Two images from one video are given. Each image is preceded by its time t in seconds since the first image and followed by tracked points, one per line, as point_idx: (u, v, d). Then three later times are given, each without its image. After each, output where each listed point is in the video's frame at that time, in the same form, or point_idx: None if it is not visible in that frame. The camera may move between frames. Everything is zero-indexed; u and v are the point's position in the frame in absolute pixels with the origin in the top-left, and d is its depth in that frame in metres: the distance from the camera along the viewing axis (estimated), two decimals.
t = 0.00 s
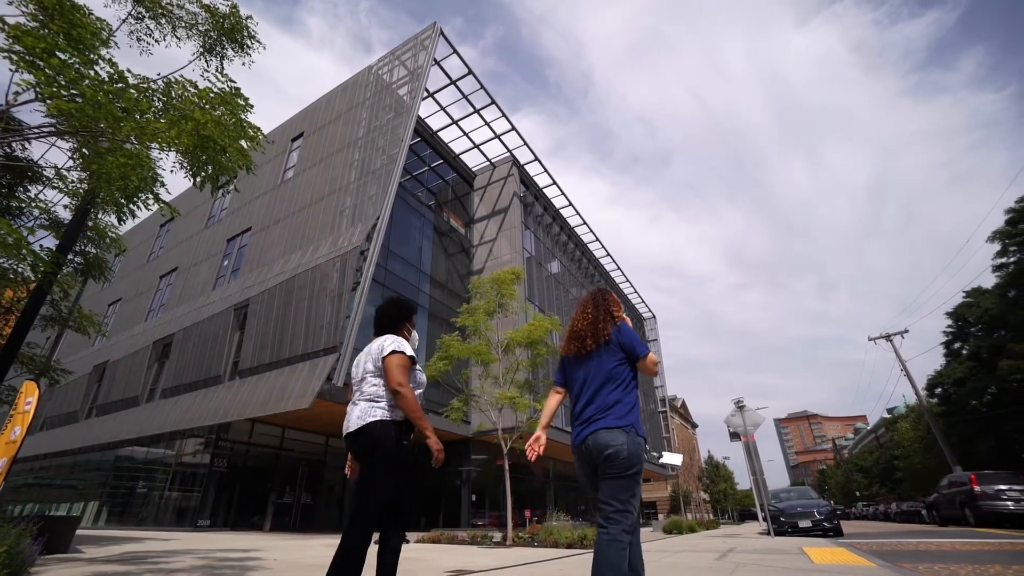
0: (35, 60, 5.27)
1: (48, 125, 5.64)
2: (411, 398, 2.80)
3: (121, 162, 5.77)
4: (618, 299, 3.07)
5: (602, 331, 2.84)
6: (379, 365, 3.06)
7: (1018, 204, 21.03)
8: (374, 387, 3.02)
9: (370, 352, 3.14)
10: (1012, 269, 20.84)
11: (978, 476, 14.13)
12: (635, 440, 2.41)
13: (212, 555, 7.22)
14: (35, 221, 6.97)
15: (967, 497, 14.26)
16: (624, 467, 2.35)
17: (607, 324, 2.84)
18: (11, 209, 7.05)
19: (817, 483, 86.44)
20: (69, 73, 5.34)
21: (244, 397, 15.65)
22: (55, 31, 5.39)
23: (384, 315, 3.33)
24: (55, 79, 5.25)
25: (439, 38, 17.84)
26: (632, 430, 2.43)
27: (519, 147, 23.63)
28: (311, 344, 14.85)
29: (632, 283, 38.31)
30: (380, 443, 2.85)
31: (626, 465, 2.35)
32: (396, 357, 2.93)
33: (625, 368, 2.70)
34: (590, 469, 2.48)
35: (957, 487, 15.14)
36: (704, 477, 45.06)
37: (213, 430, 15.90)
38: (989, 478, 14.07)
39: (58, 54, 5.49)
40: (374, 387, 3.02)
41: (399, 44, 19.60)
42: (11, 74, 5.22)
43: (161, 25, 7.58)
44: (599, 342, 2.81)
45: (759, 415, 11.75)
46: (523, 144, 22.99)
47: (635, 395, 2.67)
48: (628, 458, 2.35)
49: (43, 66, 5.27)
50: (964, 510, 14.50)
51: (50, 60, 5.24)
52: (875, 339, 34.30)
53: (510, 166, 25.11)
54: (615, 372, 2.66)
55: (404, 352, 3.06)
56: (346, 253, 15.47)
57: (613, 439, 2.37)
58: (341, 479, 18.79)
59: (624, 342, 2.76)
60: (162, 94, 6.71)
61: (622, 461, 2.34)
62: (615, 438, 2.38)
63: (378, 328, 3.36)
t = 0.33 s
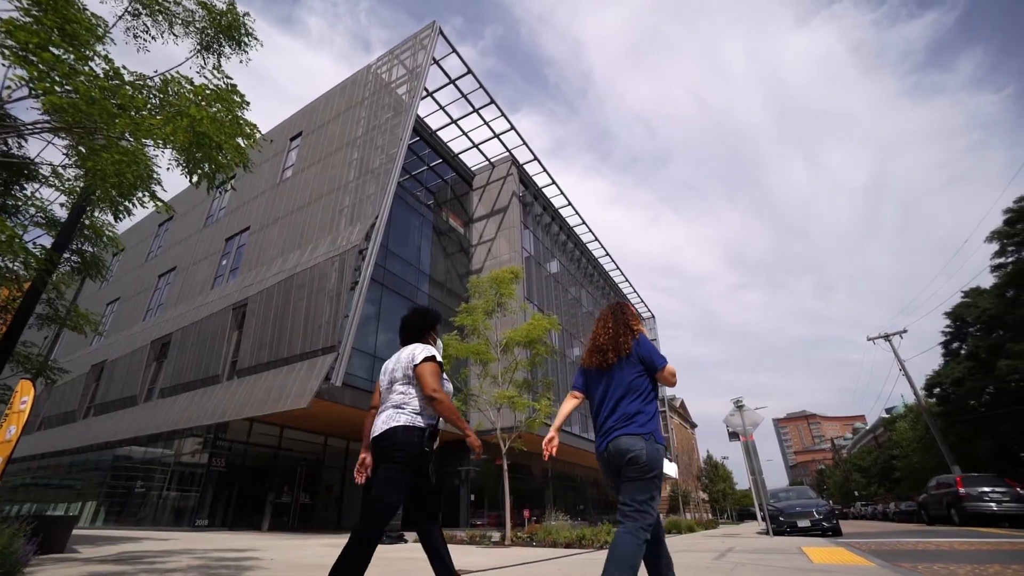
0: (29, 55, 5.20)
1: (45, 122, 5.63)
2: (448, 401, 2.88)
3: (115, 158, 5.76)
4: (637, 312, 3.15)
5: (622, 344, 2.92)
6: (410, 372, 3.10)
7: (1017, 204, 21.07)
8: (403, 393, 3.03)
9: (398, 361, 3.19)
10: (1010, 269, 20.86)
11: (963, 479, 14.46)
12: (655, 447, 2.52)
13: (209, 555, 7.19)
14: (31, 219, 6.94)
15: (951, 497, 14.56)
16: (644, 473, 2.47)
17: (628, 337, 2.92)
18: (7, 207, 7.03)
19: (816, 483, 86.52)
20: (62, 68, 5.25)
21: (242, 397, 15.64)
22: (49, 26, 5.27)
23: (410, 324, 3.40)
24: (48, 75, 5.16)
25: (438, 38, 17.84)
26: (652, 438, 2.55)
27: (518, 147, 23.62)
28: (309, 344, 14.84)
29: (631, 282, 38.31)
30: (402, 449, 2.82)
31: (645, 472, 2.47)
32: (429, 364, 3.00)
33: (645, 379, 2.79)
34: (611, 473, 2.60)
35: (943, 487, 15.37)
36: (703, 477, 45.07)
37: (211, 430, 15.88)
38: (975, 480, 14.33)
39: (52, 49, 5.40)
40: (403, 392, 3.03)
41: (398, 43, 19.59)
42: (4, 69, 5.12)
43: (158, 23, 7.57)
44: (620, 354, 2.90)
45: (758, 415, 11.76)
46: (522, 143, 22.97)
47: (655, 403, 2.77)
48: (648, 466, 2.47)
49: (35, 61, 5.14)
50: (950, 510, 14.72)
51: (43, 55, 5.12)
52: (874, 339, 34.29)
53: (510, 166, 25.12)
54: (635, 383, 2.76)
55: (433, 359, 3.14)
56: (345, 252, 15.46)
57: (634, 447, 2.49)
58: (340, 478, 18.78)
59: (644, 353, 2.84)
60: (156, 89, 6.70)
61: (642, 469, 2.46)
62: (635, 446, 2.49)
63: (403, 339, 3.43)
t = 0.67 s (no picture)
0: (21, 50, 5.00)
1: (40, 119, 5.62)
2: (472, 407, 2.89)
3: (110, 155, 5.74)
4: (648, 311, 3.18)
5: (637, 347, 2.95)
6: (440, 377, 3.13)
7: (1015, 204, 21.10)
8: (434, 399, 3.07)
9: (428, 365, 3.23)
10: (1009, 268, 20.89)
11: (949, 482, 14.58)
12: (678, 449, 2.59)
13: (206, 555, 7.18)
14: (27, 217, 6.91)
15: (938, 498, 14.66)
16: (671, 478, 2.53)
17: (642, 339, 2.96)
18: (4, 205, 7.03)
19: (815, 483, 86.56)
20: (54, 62, 5.10)
21: (241, 396, 15.61)
22: (42, 20, 5.18)
23: (435, 329, 3.43)
24: (41, 70, 5.01)
25: (437, 37, 17.83)
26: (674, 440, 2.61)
27: (517, 146, 23.61)
28: (308, 343, 14.81)
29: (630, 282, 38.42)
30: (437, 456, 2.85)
31: (672, 476, 2.53)
32: (455, 370, 3.02)
33: (661, 380, 2.84)
34: (636, 477, 2.67)
35: (931, 488, 15.46)
36: (701, 477, 45.07)
37: (210, 429, 15.88)
38: (961, 482, 14.49)
39: (47, 44, 5.34)
40: (435, 398, 3.06)
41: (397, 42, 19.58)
42: None
43: (154, 19, 7.55)
44: (636, 356, 2.93)
45: (757, 415, 11.77)
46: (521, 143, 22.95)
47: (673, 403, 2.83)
48: (673, 469, 2.53)
49: (27, 55, 4.99)
50: (937, 510, 14.88)
51: (35, 49, 4.96)
52: (873, 339, 34.23)
53: (509, 165, 25.12)
54: (653, 384, 2.81)
55: (462, 364, 3.16)
56: (344, 251, 15.43)
57: (659, 450, 2.55)
58: (338, 478, 18.77)
59: (659, 355, 2.89)
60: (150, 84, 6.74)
61: (669, 473, 2.53)
62: (660, 449, 2.55)
63: (429, 344, 3.47)
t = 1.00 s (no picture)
0: (14, 44, 4.95)
1: (36, 114, 5.63)
2: (492, 405, 2.89)
3: (106, 152, 5.75)
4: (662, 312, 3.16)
5: (651, 349, 2.95)
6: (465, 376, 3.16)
7: (1015, 204, 21.09)
8: (459, 398, 3.10)
9: (454, 365, 3.28)
10: (1009, 269, 20.85)
11: (937, 482, 14.72)
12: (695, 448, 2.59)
13: (203, 555, 7.17)
14: (23, 215, 6.90)
15: (926, 499, 14.76)
16: (688, 476, 2.55)
17: (656, 340, 2.95)
18: None
19: (813, 483, 86.58)
20: (46, 57, 5.07)
21: (240, 396, 15.61)
22: (36, 14, 5.13)
23: (461, 330, 3.48)
24: (33, 65, 4.97)
25: (436, 36, 17.79)
26: (690, 439, 2.61)
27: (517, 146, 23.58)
28: (307, 342, 14.81)
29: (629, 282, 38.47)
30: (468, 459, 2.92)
31: (689, 474, 2.54)
32: (479, 366, 3.06)
33: (676, 380, 2.83)
34: (653, 476, 2.68)
35: (920, 488, 15.51)
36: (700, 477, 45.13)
37: (208, 429, 15.86)
38: (947, 484, 14.58)
39: (40, 39, 5.32)
40: (460, 399, 3.09)
41: (397, 42, 19.54)
42: None
43: (150, 16, 7.52)
44: (649, 357, 2.94)
45: (757, 415, 11.77)
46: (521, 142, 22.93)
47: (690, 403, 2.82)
48: (691, 468, 2.54)
49: (19, 50, 4.97)
50: (924, 510, 14.94)
51: (28, 45, 4.93)
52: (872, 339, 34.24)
53: (508, 164, 25.12)
54: (668, 384, 2.81)
55: (486, 362, 3.20)
56: (342, 251, 15.41)
57: (674, 449, 2.56)
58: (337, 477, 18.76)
59: (673, 356, 2.87)
60: (146, 81, 6.72)
61: (685, 471, 2.54)
62: (676, 448, 2.57)
63: (455, 344, 3.51)
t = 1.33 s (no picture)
0: (6, 38, 4.89)
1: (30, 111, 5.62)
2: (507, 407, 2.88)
3: (101, 148, 5.76)
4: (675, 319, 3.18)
5: (667, 356, 2.96)
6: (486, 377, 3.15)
7: (1014, 204, 21.10)
8: (481, 400, 3.10)
9: (475, 368, 3.28)
10: (1009, 269, 20.83)
11: (926, 483, 14.88)
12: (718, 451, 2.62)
13: (201, 554, 7.16)
14: (17, 213, 6.87)
15: (915, 498, 14.85)
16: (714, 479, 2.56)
17: (672, 347, 2.96)
18: None
19: (813, 483, 86.57)
20: (39, 52, 5.05)
21: (239, 395, 15.60)
22: (32, 9, 5.16)
23: (481, 336, 3.49)
24: (26, 59, 4.95)
25: (436, 35, 17.78)
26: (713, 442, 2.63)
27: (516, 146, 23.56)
28: (305, 342, 14.80)
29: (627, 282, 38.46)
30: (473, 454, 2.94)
31: (714, 478, 2.56)
32: (496, 369, 3.03)
33: (693, 386, 2.84)
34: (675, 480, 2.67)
35: (910, 489, 15.58)
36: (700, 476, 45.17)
37: (206, 428, 15.85)
38: (935, 484, 14.69)
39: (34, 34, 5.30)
40: (484, 400, 3.09)
41: (396, 41, 19.51)
42: None
43: (147, 13, 7.51)
44: (666, 364, 2.95)
45: (756, 415, 11.78)
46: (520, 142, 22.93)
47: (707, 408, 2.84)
48: (714, 471, 2.55)
49: (12, 46, 4.95)
50: (913, 510, 15.04)
51: (22, 40, 4.91)
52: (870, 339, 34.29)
53: (507, 164, 25.11)
54: (686, 390, 2.82)
55: (505, 364, 3.17)
56: (341, 250, 15.42)
57: (698, 452, 2.58)
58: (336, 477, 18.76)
59: (689, 362, 2.89)
60: (142, 77, 6.69)
61: (711, 475, 2.56)
62: (699, 451, 2.58)
63: (477, 347, 3.52)
